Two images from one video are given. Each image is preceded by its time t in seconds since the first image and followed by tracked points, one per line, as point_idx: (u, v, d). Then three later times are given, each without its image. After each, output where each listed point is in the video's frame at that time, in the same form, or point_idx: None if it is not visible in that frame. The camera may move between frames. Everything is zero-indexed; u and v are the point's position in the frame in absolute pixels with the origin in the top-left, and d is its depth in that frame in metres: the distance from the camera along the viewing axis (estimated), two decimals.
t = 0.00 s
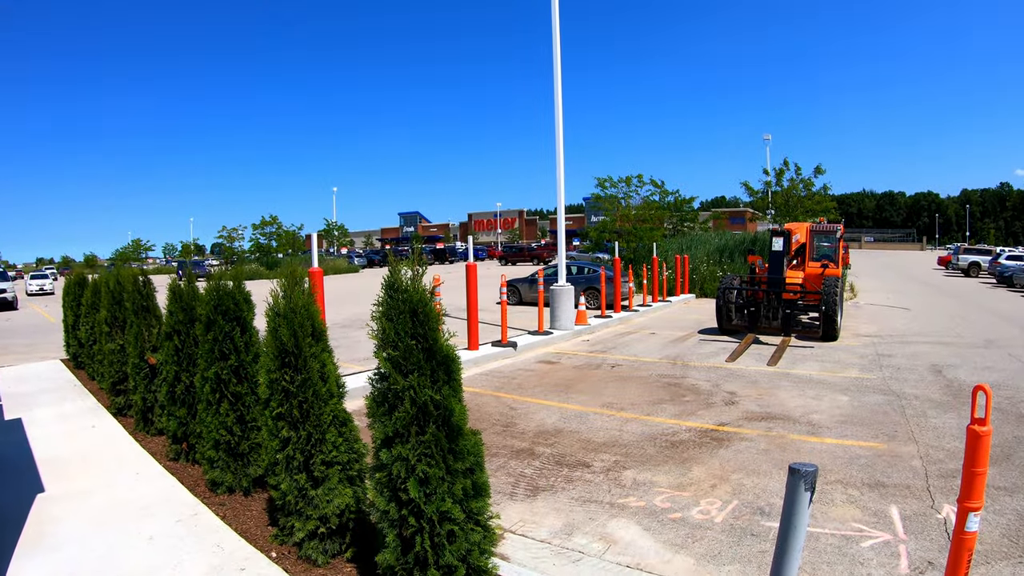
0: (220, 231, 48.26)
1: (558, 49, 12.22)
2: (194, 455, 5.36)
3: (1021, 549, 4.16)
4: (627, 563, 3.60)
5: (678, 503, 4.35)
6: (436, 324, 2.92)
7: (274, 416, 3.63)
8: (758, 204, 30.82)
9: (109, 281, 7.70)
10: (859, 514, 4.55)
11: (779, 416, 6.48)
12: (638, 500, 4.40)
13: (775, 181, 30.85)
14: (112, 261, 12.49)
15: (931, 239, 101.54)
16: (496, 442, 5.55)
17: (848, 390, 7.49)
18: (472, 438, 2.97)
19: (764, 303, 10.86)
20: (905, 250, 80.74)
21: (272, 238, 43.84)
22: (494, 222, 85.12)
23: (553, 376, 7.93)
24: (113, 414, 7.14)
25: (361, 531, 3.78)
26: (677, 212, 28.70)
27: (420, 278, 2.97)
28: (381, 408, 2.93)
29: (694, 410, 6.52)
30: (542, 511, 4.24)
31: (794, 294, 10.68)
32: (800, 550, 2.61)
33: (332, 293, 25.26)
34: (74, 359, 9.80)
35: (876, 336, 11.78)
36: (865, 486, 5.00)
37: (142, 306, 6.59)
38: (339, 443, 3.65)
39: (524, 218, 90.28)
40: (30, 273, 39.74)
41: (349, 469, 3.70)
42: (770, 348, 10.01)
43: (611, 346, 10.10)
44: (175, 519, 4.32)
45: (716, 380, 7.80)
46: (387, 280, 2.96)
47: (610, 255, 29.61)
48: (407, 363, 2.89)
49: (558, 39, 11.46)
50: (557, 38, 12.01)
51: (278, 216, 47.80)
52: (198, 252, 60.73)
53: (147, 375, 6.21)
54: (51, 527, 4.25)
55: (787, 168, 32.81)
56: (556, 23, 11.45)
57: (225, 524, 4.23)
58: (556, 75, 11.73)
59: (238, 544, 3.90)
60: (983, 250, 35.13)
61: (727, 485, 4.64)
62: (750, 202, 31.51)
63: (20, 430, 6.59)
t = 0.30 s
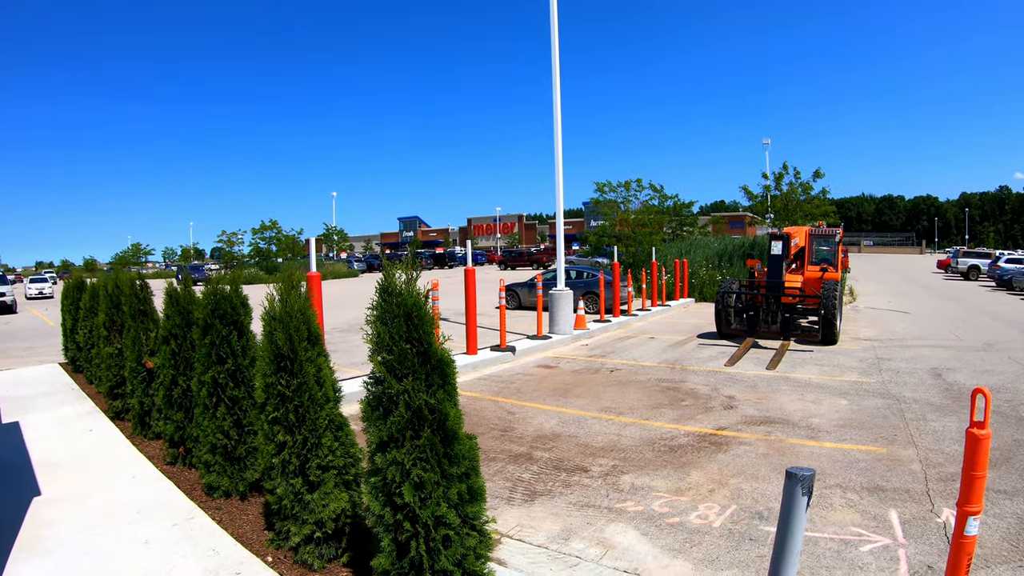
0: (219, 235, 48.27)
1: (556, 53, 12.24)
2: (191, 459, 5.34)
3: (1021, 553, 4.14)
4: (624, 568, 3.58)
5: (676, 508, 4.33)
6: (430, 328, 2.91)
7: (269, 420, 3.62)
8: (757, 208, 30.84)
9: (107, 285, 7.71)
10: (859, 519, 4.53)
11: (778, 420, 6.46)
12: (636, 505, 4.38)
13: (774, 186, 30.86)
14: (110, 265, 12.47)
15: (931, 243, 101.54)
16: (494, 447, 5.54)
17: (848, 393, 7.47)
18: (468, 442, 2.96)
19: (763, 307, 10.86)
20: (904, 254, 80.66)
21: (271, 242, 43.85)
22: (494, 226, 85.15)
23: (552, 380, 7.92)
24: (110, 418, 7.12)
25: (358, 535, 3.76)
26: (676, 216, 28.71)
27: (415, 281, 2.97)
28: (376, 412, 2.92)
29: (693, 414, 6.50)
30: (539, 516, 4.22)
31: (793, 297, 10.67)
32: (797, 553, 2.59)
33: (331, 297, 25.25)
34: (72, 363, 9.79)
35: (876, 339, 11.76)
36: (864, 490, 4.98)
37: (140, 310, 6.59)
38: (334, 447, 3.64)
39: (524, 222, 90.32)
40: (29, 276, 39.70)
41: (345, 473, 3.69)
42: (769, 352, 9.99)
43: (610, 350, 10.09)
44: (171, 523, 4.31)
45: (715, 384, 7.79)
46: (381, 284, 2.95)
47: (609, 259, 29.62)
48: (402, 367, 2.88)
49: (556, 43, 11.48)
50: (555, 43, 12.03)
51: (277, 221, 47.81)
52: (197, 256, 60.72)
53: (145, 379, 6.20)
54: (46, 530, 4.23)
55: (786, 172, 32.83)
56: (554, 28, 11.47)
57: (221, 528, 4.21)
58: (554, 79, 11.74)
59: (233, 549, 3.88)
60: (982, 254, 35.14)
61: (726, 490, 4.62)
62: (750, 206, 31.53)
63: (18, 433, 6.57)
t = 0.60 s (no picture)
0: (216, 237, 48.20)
1: (552, 56, 12.25)
2: (185, 464, 5.33)
3: (1015, 557, 4.15)
4: (618, 573, 3.58)
5: (669, 513, 4.33)
6: (420, 336, 2.92)
7: (262, 426, 3.62)
8: (753, 211, 30.88)
9: (102, 291, 7.70)
10: (853, 523, 4.53)
11: (772, 424, 6.47)
12: (629, 510, 4.38)
13: (770, 188, 30.92)
14: (105, 269, 12.44)
15: (927, 244, 101.76)
16: (488, 451, 5.54)
17: (843, 396, 7.48)
18: (459, 449, 2.96)
19: (759, 310, 10.88)
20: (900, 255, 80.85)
21: (267, 246, 43.79)
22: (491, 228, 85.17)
23: (547, 384, 7.92)
24: (105, 423, 7.10)
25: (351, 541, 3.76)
26: (672, 219, 28.75)
27: (405, 289, 2.97)
28: (367, 420, 2.92)
29: (687, 418, 6.51)
30: (532, 521, 4.22)
31: (788, 300, 10.70)
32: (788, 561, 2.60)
33: (327, 300, 25.21)
34: (68, 367, 9.77)
35: (871, 342, 11.79)
36: (858, 493, 4.99)
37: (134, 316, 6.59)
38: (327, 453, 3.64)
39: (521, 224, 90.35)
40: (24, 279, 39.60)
41: (338, 479, 3.69)
42: (765, 355, 10.01)
43: (605, 354, 10.09)
44: (165, 528, 4.29)
45: (710, 388, 7.79)
46: (372, 292, 2.96)
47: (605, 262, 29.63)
48: (393, 375, 2.89)
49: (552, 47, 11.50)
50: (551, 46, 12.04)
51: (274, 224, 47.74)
52: (194, 259, 60.57)
53: (139, 385, 6.19)
54: (38, 536, 4.21)
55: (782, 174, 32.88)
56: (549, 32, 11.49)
57: (215, 534, 4.20)
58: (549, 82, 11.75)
59: (227, 554, 3.86)
60: (977, 256, 35.26)
61: (720, 494, 4.62)
62: (745, 209, 31.57)
63: (11, 439, 6.55)
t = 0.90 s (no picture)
0: (210, 240, 48.03)
1: (544, 59, 12.27)
2: (178, 468, 5.32)
3: (1006, 556, 4.18)
4: None
5: (662, 515, 4.34)
6: (411, 339, 2.93)
7: (254, 430, 3.62)
8: (746, 213, 30.98)
9: (94, 294, 7.68)
10: (845, 524, 4.55)
11: (765, 425, 6.49)
12: (622, 512, 4.39)
13: (763, 190, 31.04)
14: (98, 272, 12.40)
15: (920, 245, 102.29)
16: (481, 454, 5.54)
17: (835, 398, 7.52)
18: (451, 452, 2.96)
19: (752, 312, 10.92)
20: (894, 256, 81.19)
21: (261, 248, 43.66)
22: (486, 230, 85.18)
23: (540, 387, 7.94)
24: (98, 427, 7.07)
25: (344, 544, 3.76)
26: (666, 221, 28.83)
27: (396, 293, 2.98)
28: (359, 422, 2.93)
29: (680, 420, 6.53)
30: (525, 523, 4.23)
31: (781, 302, 10.74)
32: (778, 562, 2.61)
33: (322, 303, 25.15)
34: (60, 371, 9.73)
35: (864, 343, 11.85)
36: (850, 494, 5.02)
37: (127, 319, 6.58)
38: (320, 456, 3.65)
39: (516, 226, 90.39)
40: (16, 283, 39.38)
41: (331, 482, 3.70)
42: (758, 356, 10.05)
43: (599, 356, 10.11)
44: (158, 532, 4.28)
45: (703, 390, 7.82)
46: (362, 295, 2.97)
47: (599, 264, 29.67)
48: (384, 378, 2.90)
49: (544, 50, 11.54)
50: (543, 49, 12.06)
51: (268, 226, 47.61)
52: (187, 262, 60.19)
53: (132, 388, 6.17)
54: (31, 541, 4.19)
55: (775, 176, 33.01)
56: (542, 35, 11.53)
57: (208, 538, 4.19)
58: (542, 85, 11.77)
59: (220, 558, 3.86)
60: (969, 257, 35.47)
61: (712, 496, 4.64)
62: (738, 211, 31.66)
63: (3, 443, 6.52)
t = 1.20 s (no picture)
0: (206, 240, 47.93)
1: (540, 59, 12.28)
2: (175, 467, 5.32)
3: (1002, 552, 4.20)
4: (607, 571, 3.60)
5: (659, 512, 4.36)
6: (407, 336, 2.94)
7: (251, 428, 3.62)
8: (742, 212, 31.03)
9: (90, 293, 7.68)
10: (841, 520, 4.57)
11: (761, 423, 6.52)
12: (619, 509, 4.40)
13: (758, 189, 31.11)
14: (96, 272, 12.40)
15: (916, 244, 102.59)
16: (478, 452, 5.55)
17: (831, 395, 7.55)
18: (447, 449, 2.98)
19: (748, 310, 10.95)
20: (890, 255, 81.40)
21: (257, 248, 43.58)
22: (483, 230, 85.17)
23: (537, 385, 7.96)
24: (95, 426, 7.06)
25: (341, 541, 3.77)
26: (662, 221, 28.88)
27: (392, 289, 3.00)
28: (356, 419, 2.95)
29: (677, 418, 6.55)
30: (522, 520, 4.24)
31: (777, 301, 10.78)
32: (773, 556, 2.63)
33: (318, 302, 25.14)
34: (57, 371, 9.72)
35: (860, 341, 11.89)
36: (846, 491, 5.04)
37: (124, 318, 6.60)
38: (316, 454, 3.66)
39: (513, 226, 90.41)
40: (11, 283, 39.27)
41: (328, 479, 3.71)
42: (754, 355, 10.08)
43: (596, 355, 10.13)
44: (155, 530, 4.29)
45: (699, 388, 7.84)
46: (359, 292, 2.98)
47: (595, 264, 29.71)
48: (381, 374, 2.91)
49: (540, 50, 11.55)
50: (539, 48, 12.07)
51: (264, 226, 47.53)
52: (183, 263, 60.02)
53: (129, 387, 6.17)
54: (28, 540, 4.19)
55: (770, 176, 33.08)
56: (538, 35, 11.54)
57: (205, 536, 4.19)
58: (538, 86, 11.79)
59: (217, 555, 3.87)
60: (964, 255, 35.62)
61: (709, 493, 4.66)
62: (734, 210, 31.71)
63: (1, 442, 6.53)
